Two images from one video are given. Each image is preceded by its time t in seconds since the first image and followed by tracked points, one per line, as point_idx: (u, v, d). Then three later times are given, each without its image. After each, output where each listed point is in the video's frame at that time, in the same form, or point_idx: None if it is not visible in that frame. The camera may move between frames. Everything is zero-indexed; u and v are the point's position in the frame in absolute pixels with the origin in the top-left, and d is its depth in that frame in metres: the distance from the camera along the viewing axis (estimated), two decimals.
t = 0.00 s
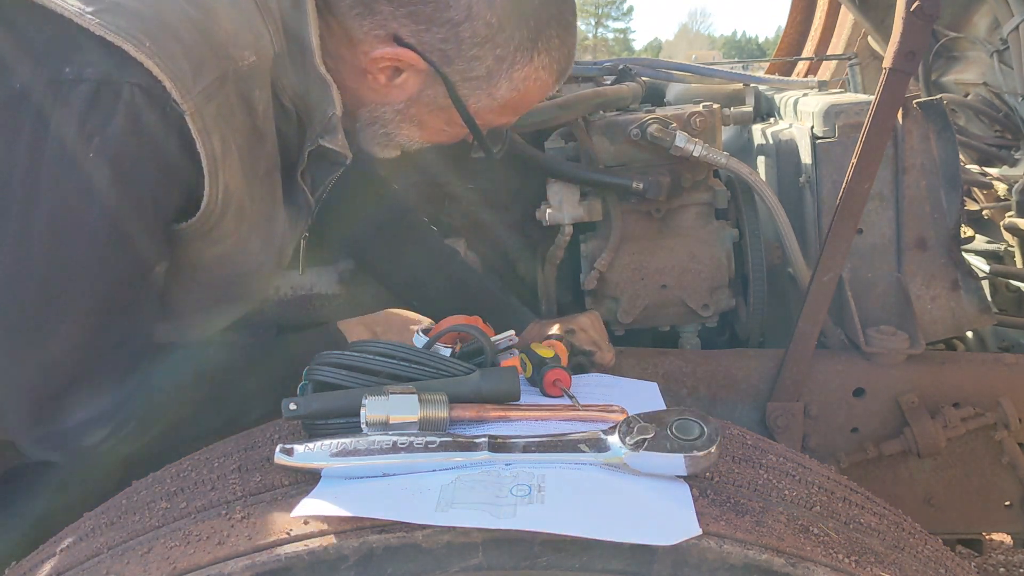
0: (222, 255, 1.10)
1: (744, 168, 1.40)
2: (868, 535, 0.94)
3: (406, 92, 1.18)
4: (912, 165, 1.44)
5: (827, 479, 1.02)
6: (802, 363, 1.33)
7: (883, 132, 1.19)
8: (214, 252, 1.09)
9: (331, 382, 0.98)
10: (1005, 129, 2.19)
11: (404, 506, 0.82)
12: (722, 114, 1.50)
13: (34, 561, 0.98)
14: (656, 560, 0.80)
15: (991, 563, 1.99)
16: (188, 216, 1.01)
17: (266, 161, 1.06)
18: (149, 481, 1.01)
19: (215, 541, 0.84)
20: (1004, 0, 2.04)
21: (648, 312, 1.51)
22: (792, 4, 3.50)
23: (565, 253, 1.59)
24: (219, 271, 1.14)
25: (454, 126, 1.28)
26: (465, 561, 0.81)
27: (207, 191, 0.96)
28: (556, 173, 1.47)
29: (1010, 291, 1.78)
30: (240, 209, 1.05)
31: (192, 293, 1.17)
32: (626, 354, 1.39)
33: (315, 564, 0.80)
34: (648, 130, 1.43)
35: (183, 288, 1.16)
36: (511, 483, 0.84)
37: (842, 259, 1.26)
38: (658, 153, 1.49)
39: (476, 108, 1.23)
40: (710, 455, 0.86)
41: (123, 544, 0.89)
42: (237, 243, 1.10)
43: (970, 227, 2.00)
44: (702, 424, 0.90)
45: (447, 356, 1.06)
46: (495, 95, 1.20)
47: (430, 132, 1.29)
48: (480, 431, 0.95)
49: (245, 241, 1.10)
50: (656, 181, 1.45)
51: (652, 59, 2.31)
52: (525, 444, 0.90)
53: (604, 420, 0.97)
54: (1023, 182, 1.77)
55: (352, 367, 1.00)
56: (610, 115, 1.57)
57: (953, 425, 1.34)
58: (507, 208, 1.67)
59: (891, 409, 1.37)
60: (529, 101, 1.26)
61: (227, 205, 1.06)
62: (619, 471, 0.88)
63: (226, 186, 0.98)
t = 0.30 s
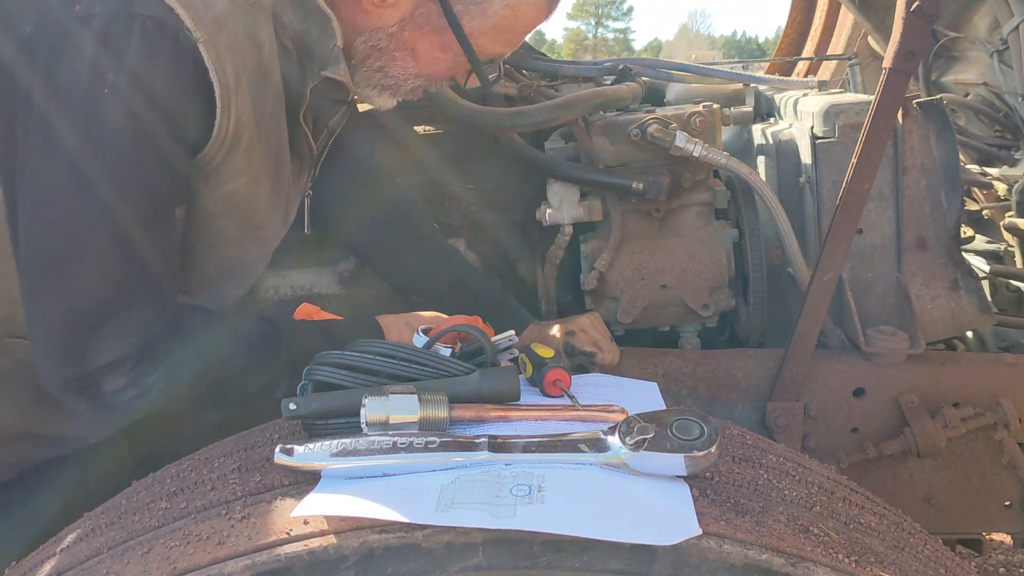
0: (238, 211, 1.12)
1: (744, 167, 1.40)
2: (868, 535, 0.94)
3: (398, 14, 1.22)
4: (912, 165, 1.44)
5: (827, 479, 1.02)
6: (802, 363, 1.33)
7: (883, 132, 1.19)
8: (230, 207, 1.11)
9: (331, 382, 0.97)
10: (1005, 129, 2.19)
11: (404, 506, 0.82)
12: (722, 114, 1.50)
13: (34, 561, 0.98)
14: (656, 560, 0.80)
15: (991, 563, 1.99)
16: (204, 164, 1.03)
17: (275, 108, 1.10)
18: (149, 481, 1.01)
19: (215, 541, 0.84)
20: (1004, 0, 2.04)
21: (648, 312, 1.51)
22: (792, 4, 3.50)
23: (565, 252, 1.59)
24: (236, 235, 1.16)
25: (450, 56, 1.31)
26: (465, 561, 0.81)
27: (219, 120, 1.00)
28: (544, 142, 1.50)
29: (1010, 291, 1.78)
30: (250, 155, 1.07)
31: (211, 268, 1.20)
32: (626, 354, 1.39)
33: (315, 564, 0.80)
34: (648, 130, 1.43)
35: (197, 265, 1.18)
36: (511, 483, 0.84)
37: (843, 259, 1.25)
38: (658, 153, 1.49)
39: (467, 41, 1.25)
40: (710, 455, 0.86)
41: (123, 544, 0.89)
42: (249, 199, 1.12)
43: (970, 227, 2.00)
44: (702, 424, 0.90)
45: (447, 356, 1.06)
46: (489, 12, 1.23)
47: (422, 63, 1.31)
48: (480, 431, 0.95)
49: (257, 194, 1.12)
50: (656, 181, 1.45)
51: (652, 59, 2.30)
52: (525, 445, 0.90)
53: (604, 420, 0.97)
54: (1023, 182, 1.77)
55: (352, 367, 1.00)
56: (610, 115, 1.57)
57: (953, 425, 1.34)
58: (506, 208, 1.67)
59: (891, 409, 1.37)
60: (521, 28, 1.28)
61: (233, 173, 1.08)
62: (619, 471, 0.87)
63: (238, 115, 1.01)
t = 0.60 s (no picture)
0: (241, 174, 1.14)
1: (744, 167, 1.40)
2: (868, 535, 0.94)
3: None
4: (912, 165, 1.44)
5: (827, 479, 1.02)
6: (802, 363, 1.33)
7: (883, 133, 1.19)
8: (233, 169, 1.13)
9: (332, 381, 0.97)
10: (1005, 129, 2.19)
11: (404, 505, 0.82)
12: (722, 114, 1.50)
13: (34, 561, 0.98)
14: (656, 560, 0.80)
15: (991, 563, 1.99)
16: (208, 117, 1.06)
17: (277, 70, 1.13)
18: (149, 481, 1.01)
19: (215, 541, 0.84)
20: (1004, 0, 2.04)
21: (648, 312, 1.52)
22: (792, 4, 3.49)
23: (566, 252, 1.59)
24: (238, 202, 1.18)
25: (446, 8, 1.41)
26: (465, 561, 0.81)
27: (226, 67, 1.03)
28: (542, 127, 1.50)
29: (1010, 291, 1.78)
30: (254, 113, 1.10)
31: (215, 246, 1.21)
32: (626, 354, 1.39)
33: (315, 564, 0.80)
34: (648, 130, 1.43)
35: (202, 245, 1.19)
36: (511, 483, 0.84)
37: (842, 259, 1.25)
38: (658, 153, 1.49)
39: None
40: (710, 455, 0.86)
41: (123, 544, 0.89)
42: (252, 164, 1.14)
43: (970, 227, 2.00)
44: (702, 425, 0.90)
45: (447, 356, 1.06)
46: None
47: (420, 17, 1.40)
48: (480, 431, 0.95)
49: (261, 158, 1.15)
50: (656, 181, 1.45)
51: (652, 59, 2.31)
52: (525, 444, 0.90)
53: (604, 420, 0.97)
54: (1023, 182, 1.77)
55: (352, 367, 1.00)
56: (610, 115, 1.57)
57: (953, 426, 1.34)
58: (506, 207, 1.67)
59: (891, 409, 1.37)
60: None
61: (235, 140, 1.10)
62: (619, 471, 0.87)
63: (243, 66, 1.05)
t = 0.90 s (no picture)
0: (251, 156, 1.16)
1: (744, 167, 1.40)
2: (868, 535, 0.94)
3: None
4: (912, 165, 1.44)
5: (827, 479, 1.02)
6: (802, 363, 1.33)
7: (882, 133, 1.19)
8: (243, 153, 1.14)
9: (331, 382, 0.97)
10: (1005, 129, 2.19)
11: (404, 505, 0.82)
12: (722, 114, 1.50)
13: (34, 561, 0.98)
14: (656, 560, 0.81)
15: (991, 563, 1.99)
16: (219, 99, 1.07)
17: (284, 56, 1.15)
18: (150, 481, 1.01)
19: (215, 541, 0.84)
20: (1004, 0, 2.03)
21: (648, 312, 1.52)
22: (793, 4, 3.50)
23: (566, 252, 1.59)
24: (246, 185, 1.20)
25: None
26: (465, 560, 0.81)
27: (239, 49, 1.04)
28: (543, 126, 1.50)
29: (1011, 291, 1.78)
30: (264, 97, 1.11)
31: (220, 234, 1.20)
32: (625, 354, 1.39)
33: (315, 564, 0.80)
34: (648, 130, 1.43)
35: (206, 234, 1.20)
36: (511, 483, 0.84)
37: (842, 259, 1.25)
38: (659, 153, 1.48)
39: None
40: (710, 455, 0.86)
41: (123, 544, 0.89)
42: (259, 149, 1.16)
43: (970, 227, 2.00)
44: (702, 425, 0.89)
45: (447, 356, 1.06)
46: None
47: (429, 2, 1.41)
48: (480, 431, 0.95)
49: (269, 141, 1.17)
50: (655, 181, 1.45)
51: (652, 59, 2.31)
52: (525, 444, 0.90)
53: (604, 420, 0.97)
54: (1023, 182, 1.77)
55: (353, 367, 1.00)
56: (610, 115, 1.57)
57: (953, 426, 1.34)
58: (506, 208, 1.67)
59: (891, 409, 1.37)
60: None
61: (245, 125, 1.11)
62: (619, 471, 0.87)
63: (256, 49, 1.06)
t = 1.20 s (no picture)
0: (260, 154, 1.17)
1: (744, 167, 1.40)
2: (868, 535, 0.94)
3: None
4: (912, 165, 1.44)
5: (827, 479, 1.02)
6: (802, 363, 1.33)
7: (883, 133, 1.19)
8: (252, 151, 1.16)
9: (331, 382, 0.97)
10: (1005, 129, 2.19)
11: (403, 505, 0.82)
12: (722, 114, 1.50)
13: (35, 561, 0.98)
14: (656, 560, 0.81)
15: (991, 563, 1.99)
16: (229, 102, 1.08)
17: (292, 56, 1.16)
18: (150, 481, 1.01)
19: (214, 541, 0.84)
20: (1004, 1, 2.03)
21: (648, 312, 1.52)
22: (792, 5, 3.50)
23: (566, 252, 1.59)
24: (253, 183, 1.21)
25: None
26: (465, 561, 0.81)
27: (251, 49, 1.05)
28: (543, 126, 1.50)
29: (1010, 291, 1.78)
30: (274, 96, 1.12)
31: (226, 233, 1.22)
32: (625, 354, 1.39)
33: (315, 564, 0.80)
34: (648, 130, 1.43)
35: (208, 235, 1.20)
36: (511, 483, 0.84)
37: (842, 259, 1.25)
38: (659, 153, 1.48)
39: None
40: (710, 455, 0.86)
41: (123, 544, 0.89)
42: (267, 148, 1.17)
43: (970, 227, 2.00)
44: (702, 425, 0.89)
45: (447, 356, 1.06)
46: None
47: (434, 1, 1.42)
48: (480, 431, 0.95)
49: (277, 142, 1.18)
50: (656, 181, 1.45)
51: (652, 59, 2.31)
52: (525, 444, 0.90)
53: (604, 420, 0.97)
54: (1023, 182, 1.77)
55: (352, 367, 1.00)
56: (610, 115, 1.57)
57: (954, 426, 1.34)
58: (506, 208, 1.67)
59: (891, 409, 1.37)
60: None
61: (256, 125, 1.13)
62: (619, 471, 0.87)
63: (267, 49, 1.08)
